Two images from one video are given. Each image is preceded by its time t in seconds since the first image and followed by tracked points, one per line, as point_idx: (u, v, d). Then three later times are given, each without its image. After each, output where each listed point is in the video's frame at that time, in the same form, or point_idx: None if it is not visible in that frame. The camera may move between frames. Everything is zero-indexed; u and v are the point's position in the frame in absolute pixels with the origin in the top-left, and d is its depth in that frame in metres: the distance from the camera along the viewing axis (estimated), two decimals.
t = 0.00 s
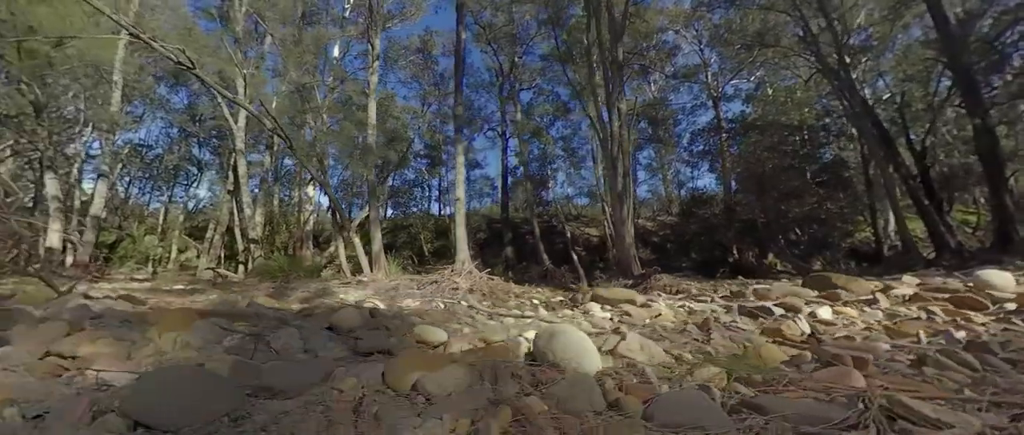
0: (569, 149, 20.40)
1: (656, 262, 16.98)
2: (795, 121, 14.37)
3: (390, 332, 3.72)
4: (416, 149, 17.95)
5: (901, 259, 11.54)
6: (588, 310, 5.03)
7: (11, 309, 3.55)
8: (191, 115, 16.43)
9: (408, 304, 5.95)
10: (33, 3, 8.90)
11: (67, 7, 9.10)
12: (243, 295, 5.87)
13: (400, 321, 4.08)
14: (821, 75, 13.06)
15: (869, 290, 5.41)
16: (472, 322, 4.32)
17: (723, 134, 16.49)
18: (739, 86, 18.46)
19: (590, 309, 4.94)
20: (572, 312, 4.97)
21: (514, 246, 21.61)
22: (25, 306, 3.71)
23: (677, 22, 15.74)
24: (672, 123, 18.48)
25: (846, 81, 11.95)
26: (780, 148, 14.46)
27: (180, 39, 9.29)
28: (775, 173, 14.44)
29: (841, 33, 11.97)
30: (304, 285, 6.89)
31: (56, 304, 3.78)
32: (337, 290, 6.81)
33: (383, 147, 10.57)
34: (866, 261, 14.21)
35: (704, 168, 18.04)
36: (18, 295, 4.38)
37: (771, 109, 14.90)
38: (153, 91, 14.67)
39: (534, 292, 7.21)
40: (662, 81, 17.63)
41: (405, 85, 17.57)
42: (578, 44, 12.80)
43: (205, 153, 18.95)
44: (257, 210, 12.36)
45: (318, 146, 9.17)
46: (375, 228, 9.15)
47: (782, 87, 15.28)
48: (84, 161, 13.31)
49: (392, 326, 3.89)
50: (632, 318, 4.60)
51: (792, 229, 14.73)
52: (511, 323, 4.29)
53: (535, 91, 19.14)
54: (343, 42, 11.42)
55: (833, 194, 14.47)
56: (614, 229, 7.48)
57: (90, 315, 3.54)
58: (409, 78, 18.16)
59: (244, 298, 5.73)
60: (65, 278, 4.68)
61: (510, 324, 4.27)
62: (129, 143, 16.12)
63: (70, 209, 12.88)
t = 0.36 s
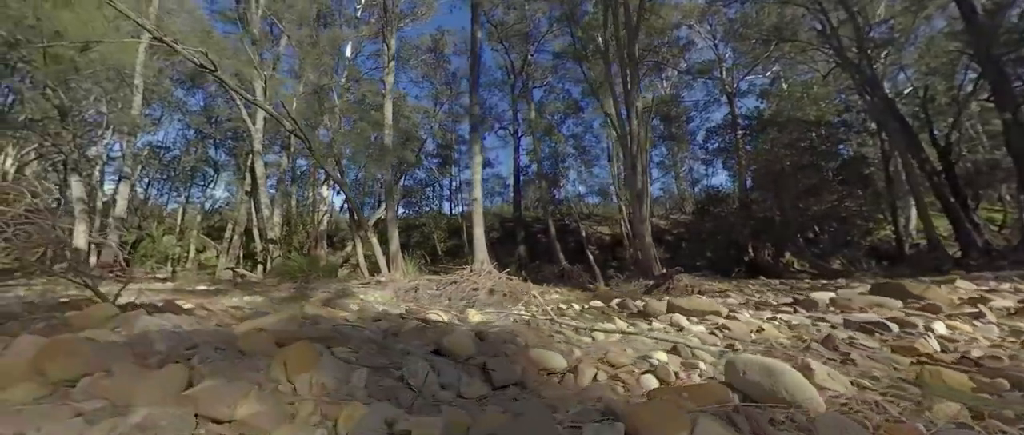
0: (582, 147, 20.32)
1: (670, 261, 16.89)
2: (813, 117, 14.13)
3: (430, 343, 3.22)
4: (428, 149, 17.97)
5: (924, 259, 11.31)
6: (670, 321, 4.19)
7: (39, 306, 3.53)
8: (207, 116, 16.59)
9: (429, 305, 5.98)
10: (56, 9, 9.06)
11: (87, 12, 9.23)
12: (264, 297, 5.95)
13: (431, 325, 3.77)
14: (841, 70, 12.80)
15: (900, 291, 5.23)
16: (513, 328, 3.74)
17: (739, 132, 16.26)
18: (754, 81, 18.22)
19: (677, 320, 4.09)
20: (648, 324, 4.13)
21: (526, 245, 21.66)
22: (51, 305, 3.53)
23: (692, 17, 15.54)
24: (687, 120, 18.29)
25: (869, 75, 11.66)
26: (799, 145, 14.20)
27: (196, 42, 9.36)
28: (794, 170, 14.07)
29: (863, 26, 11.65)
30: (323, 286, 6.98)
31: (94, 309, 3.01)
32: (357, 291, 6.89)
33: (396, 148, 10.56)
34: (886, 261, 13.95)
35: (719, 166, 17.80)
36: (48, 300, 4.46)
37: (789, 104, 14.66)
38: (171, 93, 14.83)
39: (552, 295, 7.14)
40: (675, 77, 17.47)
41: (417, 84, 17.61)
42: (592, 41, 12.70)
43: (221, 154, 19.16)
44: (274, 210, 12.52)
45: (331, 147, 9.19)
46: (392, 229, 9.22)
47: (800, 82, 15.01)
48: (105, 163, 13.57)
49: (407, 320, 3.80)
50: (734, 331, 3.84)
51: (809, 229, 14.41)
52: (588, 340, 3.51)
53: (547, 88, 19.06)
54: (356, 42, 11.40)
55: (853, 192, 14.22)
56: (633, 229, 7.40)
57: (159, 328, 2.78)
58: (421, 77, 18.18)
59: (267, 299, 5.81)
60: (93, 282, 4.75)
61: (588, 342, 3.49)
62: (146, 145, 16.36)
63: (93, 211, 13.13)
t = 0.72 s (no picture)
0: (594, 147, 20.18)
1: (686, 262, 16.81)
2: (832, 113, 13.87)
3: (537, 376, 2.82)
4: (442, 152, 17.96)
5: (953, 260, 11.02)
6: (757, 343, 3.68)
7: (80, 325, 3.37)
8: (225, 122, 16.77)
9: (450, 312, 6.01)
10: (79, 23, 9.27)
11: (108, 24, 9.40)
12: (287, 304, 6.02)
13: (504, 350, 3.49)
14: (863, 65, 12.48)
15: (940, 300, 5.08)
16: (603, 354, 3.37)
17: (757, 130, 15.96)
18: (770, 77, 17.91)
19: (766, 343, 3.57)
20: (736, 346, 3.65)
21: (540, 246, 21.72)
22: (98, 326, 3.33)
23: (706, 13, 15.28)
24: (702, 119, 18.06)
25: (893, 70, 11.34)
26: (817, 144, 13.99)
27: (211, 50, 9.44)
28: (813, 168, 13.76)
29: (886, 18, 11.29)
30: (344, 293, 7.10)
31: (172, 347, 2.65)
32: (378, 296, 7.02)
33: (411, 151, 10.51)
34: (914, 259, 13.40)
35: (737, 165, 17.54)
36: (82, 309, 4.55)
37: (807, 100, 14.37)
38: (188, 101, 15.02)
39: (572, 299, 7.13)
40: (688, 75, 17.29)
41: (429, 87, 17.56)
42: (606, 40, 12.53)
43: (239, 159, 19.41)
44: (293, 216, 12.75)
45: (346, 152, 9.19)
46: (410, 234, 9.30)
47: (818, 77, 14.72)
48: (127, 171, 13.85)
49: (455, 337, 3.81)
50: (836, 358, 3.26)
51: (828, 229, 14.04)
52: (688, 370, 3.11)
53: (560, 88, 18.94)
54: (369, 46, 11.36)
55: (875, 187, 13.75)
56: (654, 231, 7.27)
57: (260, 378, 2.48)
58: (433, 80, 18.15)
59: (291, 306, 5.92)
60: (123, 291, 4.87)
61: (691, 373, 3.08)
62: (166, 151, 16.63)
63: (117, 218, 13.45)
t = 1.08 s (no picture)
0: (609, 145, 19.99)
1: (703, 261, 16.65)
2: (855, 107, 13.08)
3: (678, 428, 2.37)
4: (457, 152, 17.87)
5: (986, 262, 10.71)
6: (877, 371, 3.23)
7: (114, 346, 3.13)
8: (241, 122, 16.89)
9: (473, 316, 5.96)
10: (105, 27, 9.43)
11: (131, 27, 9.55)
12: (311, 307, 5.97)
13: (592, 377, 3.22)
14: (890, 59, 12.14)
15: (981, 309, 4.92)
16: (729, 390, 2.90)
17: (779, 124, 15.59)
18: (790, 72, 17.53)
19: (893, 373, 3.13)
20: (850, 374, 3.20)
21: (555, 245, 21.69)
22: (138, 349, 3.06)
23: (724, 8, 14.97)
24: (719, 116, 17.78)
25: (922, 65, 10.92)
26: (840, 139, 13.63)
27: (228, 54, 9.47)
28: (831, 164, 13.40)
29: (915, 10, 10.87)
30: (366, 294, 7.12)
31: (239, 391, 2.38)
32: (399, 298, 7.03)
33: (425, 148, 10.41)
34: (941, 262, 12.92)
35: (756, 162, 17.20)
36: (110, 312, 4.52)
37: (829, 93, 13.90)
38: (205, 102, 15.12)
39: (595, 301, 7.01)
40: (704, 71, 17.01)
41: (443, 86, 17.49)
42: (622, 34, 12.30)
43: (255, 159, 19.54)
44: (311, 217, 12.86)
45: (364, 152, 9.20)
46: (429, 235, 9.29)
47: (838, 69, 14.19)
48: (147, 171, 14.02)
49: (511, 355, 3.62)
50: (988, 393, 2.82)
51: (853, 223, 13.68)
52: (829, 408, 2.64)
53: (574, 86, 18.74)
54: (384, 46, 11.28)
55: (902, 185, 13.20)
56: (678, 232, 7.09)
57: None
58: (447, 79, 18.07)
59: (314, 308, 5.94)
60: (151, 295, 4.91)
61: (836, 412, 2.59)
62: (185, 152, 16.80)
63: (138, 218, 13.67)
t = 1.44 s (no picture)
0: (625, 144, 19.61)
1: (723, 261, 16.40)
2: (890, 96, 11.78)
3: None
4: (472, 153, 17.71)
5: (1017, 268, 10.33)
6: None
7: (136, 389, 2.70)
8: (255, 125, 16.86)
9: (496, 326, 5.84)
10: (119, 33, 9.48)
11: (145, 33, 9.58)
12: (332, 315, 5.88)
13: None
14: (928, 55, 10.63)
15: None
16: None
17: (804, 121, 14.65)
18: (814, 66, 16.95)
19: None
20: None
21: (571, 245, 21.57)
22: (166, 406, 2.51)
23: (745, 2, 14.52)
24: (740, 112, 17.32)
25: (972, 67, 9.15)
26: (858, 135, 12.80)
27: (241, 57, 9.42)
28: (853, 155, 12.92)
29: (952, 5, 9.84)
30: (387, 301, 7.07)
31: None
32: (419, 305, 6.96)
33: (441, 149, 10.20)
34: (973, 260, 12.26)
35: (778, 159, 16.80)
36: (135, 323, 4.48)
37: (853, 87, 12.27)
38: (220, 105, 15.14)
39: (618, 308, 6.89)
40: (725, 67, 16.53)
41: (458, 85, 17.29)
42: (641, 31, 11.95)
43: (269, 160, 19.54)
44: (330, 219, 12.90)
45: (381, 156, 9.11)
46: (447, 238, 9.19)
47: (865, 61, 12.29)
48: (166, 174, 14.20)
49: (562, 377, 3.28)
50: None
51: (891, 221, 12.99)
52: None
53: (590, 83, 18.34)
54: (397, 45, 11.07)
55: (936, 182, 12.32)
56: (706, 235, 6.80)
57: None
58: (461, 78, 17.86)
59: (335, 316, 5.88)
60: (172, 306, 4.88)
61: None
62: (201, 155, 16.88)
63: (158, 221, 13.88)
